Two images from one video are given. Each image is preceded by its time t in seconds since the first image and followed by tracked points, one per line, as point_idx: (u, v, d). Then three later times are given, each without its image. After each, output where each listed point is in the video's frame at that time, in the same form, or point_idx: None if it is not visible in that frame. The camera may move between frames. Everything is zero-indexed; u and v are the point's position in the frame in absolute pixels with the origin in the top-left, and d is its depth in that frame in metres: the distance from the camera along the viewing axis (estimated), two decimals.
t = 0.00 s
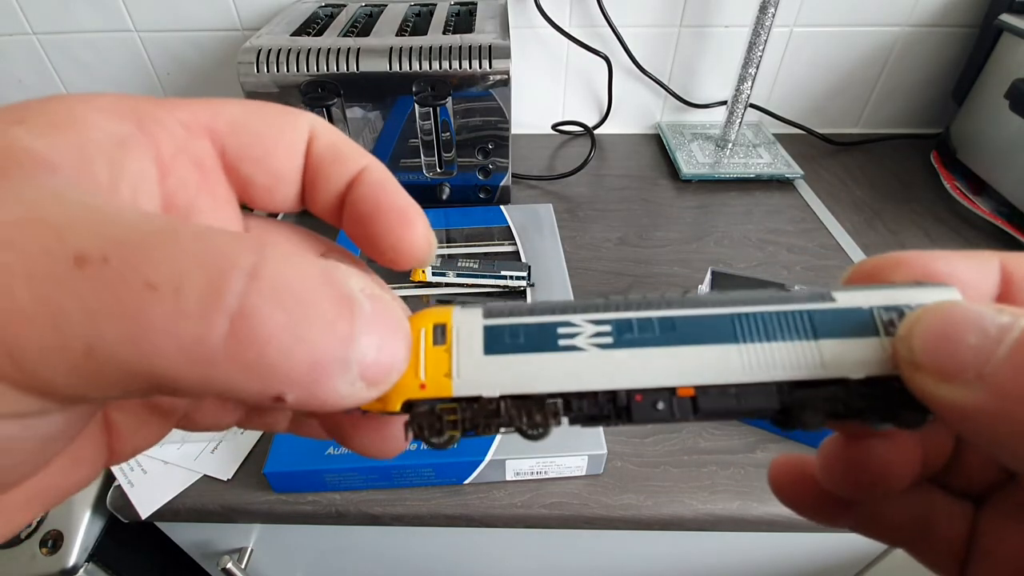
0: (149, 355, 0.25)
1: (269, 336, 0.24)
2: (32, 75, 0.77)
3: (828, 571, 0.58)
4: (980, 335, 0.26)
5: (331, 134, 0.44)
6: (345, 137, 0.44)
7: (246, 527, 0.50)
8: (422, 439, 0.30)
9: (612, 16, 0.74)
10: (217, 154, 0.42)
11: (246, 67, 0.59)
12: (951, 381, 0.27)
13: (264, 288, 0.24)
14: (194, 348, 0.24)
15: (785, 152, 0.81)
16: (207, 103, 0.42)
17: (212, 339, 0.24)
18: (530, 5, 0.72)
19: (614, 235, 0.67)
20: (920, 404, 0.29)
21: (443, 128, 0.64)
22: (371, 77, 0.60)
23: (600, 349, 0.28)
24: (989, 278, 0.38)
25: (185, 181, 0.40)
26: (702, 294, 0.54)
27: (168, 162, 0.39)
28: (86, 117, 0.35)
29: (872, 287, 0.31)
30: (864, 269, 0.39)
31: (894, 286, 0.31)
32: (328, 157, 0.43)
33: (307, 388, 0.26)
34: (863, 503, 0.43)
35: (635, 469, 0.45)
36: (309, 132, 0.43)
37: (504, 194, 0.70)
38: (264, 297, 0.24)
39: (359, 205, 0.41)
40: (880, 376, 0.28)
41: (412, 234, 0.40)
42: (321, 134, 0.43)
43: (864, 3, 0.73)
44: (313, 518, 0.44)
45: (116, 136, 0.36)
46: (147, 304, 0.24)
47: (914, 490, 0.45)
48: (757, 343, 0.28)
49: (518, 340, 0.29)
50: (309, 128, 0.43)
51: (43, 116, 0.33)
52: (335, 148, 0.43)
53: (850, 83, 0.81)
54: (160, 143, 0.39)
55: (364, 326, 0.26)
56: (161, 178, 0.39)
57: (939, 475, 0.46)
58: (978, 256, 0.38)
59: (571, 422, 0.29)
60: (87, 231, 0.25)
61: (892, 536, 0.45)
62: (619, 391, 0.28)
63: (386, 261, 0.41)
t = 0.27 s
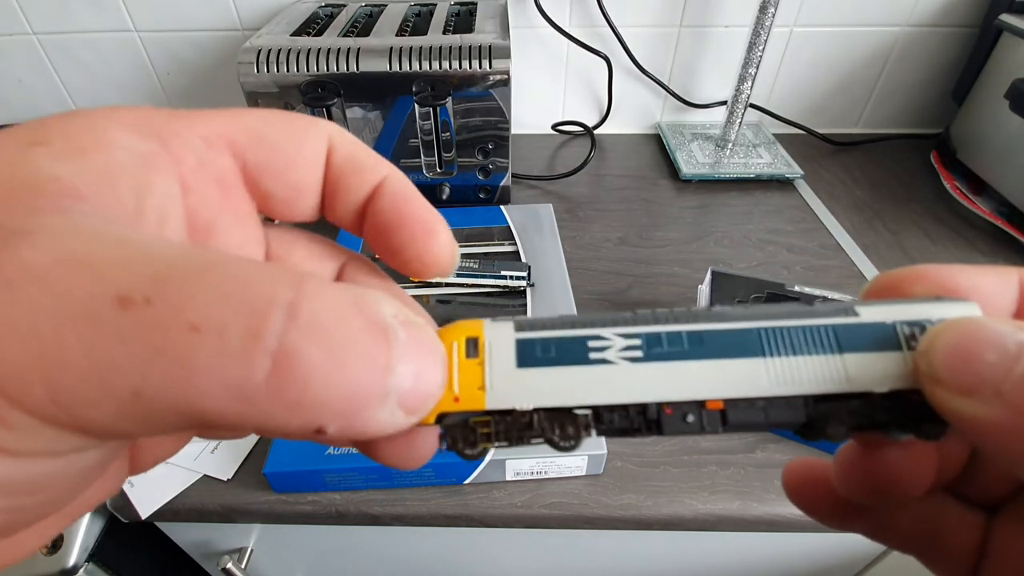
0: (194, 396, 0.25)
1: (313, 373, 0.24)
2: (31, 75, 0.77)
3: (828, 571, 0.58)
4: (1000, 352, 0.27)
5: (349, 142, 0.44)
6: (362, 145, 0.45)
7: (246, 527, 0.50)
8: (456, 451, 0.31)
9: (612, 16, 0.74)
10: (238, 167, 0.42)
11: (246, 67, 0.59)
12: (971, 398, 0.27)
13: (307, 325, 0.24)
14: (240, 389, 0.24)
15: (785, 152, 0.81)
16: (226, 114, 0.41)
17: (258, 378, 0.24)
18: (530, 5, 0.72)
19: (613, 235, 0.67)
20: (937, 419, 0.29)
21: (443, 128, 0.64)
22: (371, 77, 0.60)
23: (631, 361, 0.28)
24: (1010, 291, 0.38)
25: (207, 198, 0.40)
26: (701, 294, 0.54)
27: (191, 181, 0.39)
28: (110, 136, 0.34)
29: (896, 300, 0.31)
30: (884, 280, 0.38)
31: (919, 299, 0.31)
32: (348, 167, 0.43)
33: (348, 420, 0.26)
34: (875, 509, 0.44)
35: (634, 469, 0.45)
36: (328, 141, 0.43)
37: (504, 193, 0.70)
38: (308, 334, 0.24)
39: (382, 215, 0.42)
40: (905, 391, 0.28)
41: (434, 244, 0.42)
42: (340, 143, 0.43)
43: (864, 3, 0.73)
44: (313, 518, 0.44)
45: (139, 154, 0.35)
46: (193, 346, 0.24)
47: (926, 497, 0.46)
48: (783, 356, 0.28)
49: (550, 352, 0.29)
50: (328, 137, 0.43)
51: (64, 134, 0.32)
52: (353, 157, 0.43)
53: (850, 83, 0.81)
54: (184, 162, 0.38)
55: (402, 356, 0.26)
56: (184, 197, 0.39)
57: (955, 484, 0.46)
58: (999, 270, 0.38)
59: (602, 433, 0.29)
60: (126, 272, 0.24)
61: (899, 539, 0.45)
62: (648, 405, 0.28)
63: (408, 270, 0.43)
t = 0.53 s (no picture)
0: (235, 386, 0.25)
1: (347, 362, 0.25)
2: (31, 75, 0.77)
3: (827, 571, 0.58)
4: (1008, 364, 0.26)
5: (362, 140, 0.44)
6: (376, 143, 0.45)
7: (246, 527, 0.50)
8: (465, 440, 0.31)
9: (612, 16, 0.74)
10: (258, 167, 0.42)
11: (246, 67, 0.59)
12: (979, 409, 0.27)
13: (342, 318, 0.25)
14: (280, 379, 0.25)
15: (785, 152, 0.81)
16: (247, 115, 0.41)
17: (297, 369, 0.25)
18: (530, 5, 0.72)
19: (613, 235, 0.67)
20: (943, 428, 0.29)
21: (443, 128, 0.64)
22: (371, 77, 0.60)
23: (634, 361, 0.28)
24: None
25: (231, 199, 0.40)
26: (701, 294, 0.54)
27: (216, 182, 0.39)
28: (138, 136, 0.33)
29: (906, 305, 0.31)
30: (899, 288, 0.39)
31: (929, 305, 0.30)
32: (362, 166, 0.44)
33: (376, 408, 0.27)
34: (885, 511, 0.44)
35: (634, 469, 0.45)
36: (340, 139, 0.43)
37: (504, 194, 0.70)
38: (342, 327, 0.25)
39: (394, 212, 0.43)
40: (906, 398, 0.28)
41: (445, 241, 0.42)
42: (354, 141, 0.43)
43: (864, 3, 0.73)
44: (313, 518, 0.44)
45: (167, 156, 0.35)
46: (237, 339, 0.24)
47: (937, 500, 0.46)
48: (788, 359, 0.28)
49: (555, 349, 0.29)
50: (340, 135, 0.43)
51: (95, 136, 0.32)
52: (366, 156, 0.44)
53: (850, 83, 0.81)
54: (208, 163, 0.38)
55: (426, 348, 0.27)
56: (209, 195, 0.39)
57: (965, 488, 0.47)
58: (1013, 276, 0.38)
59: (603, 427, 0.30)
60: (170, 268, 0.25)
61: (911, 543, 0.45)
62: (649, 403, 0.29)
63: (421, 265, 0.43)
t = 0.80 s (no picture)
0: (250, 370, 0.26)
1: (355, 345, 0.26)
2: (31, 75, 0.77)
3: (827, 571, 0.58)
4: (997, 359, 0.26)
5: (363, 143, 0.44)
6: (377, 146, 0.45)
7: (246, 527, 0.50)
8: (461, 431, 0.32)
9: (612, 16, 0.74)
10: (259, 169, 0.42)
11: (246, 67, 0.59)
12: (969, 404, 0.27)
13: (352, 302, 0.26)
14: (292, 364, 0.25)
15: (785, 152, 0.81)
16: (249, 117, 0.41)
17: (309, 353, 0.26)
18: (530, 5, 0.72)
19: (613, 235, 0.67)
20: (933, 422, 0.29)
21: (443, 128, 0.64)
22: (371, 77, 0.60)
23: (626, 352, 0.28)
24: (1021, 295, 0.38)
25: (234, 196, 0.40)
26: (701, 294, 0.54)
27: (219, 180, 0.39)
28: (146, 137, 0.34)
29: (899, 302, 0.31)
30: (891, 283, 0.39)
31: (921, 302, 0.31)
32: (361, 168, 0.43)
33: (386, 389, 0.27)
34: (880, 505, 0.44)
35: (634, 469, 0.45)
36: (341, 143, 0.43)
37: (504, 194, 0.70)
38: (351, 312, 0.26)
39: (392, 214, 0.43)
40: (898, 391, 0.28)
41: (443, 241, 0.42)
42: (354, 143, 0.43)
43: (864, 3, 0.73)
44: (313, 518, 0.44)
45: (173, 155, 0.35)
46: (249, 327, 0.25)
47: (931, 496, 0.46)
48: (778, 352, 0.28)
49: (549, 341, 0.29)
50: (341, 138, 0.43)
51: (107, 137, 0.32)
52: (367, 159, 0.44)
53: (850, 82, 0.81)
54: (212, 161, 0.38)
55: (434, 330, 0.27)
56: (213, 191, 0.39)
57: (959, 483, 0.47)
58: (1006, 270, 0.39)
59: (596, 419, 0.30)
60: (184, 260, 0.25)
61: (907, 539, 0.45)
62: (641, 394, 0.29)
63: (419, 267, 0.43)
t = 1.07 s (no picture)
0: (252, 374, 0.26)
1: (352, 345, 0.26)
2: (31, 75, 0.77)
3: (827, 571, 0.58)
4: (975, 351, 0.26)
5: (345, 123, 0.44)
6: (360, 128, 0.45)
7: (245, 527, 0.50)
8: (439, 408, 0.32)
9: (612, 16, 0.74)
10: (241, 152, 0.41)
11: (246, 67, 0.59)
12: (945, 394, 0.27)
13: (346, 301, 0.26)
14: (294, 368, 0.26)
15: (785, 152, 0.81)
16: (229, 100, 0.40)
17: (310, 355, 0.26)
18: (530, 5, 0.72)
19: (614, 235, 0.67)
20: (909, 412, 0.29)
21: (443, 128, 0.64)
22: (371, 77, 0.60)
23: (600, 338, 0.28)
24: (1007, 287, 0.38)
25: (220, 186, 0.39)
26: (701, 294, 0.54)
27: (205, 169, 0.38)
28: (129, 132, 0.33)
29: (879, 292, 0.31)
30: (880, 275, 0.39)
31: (901, 293, 0.31)
32: (343, 147, 0.44)
33: (382, 379, 0.28)
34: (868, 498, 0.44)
35: (635, 469, 0.45)
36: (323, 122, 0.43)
37: (504, 194, 0.70)
38: (344, 311, 0.26)
39: (376, 191, 0.44)
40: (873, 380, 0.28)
41: (426, 218, 0.44)
42: (338, 123, 0.44)
43: (864, 3, 0.73)
44: (312, 518, 0.44)
45: (157, 147, 0.34)
46: (250, 336, 0.25)
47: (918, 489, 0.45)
48: (751, 340, 0.28)
49: (527, 326, 0.29)
50: (322, 117, 0.43)
51: (88, 134, 0.31)
52: (350, 140, 0.44)
53: (850, 82, 0.81)
54: (196, 151, 0.37)
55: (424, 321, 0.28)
56: (199, 183, 0.38)
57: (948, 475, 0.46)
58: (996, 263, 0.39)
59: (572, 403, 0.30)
60: (177, 272, 0.25)
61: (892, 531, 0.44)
62: (613, 377, 0.28)
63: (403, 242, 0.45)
